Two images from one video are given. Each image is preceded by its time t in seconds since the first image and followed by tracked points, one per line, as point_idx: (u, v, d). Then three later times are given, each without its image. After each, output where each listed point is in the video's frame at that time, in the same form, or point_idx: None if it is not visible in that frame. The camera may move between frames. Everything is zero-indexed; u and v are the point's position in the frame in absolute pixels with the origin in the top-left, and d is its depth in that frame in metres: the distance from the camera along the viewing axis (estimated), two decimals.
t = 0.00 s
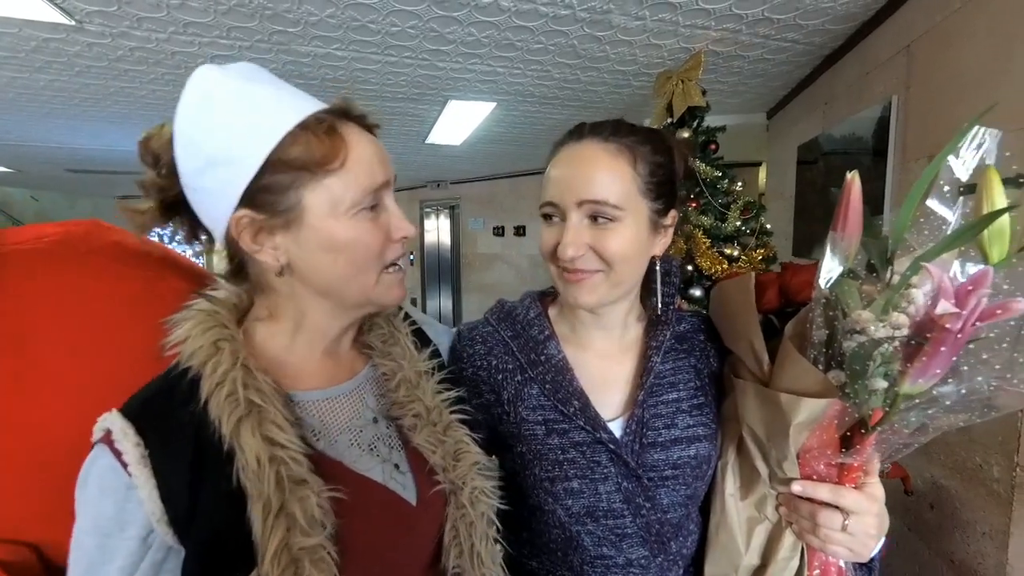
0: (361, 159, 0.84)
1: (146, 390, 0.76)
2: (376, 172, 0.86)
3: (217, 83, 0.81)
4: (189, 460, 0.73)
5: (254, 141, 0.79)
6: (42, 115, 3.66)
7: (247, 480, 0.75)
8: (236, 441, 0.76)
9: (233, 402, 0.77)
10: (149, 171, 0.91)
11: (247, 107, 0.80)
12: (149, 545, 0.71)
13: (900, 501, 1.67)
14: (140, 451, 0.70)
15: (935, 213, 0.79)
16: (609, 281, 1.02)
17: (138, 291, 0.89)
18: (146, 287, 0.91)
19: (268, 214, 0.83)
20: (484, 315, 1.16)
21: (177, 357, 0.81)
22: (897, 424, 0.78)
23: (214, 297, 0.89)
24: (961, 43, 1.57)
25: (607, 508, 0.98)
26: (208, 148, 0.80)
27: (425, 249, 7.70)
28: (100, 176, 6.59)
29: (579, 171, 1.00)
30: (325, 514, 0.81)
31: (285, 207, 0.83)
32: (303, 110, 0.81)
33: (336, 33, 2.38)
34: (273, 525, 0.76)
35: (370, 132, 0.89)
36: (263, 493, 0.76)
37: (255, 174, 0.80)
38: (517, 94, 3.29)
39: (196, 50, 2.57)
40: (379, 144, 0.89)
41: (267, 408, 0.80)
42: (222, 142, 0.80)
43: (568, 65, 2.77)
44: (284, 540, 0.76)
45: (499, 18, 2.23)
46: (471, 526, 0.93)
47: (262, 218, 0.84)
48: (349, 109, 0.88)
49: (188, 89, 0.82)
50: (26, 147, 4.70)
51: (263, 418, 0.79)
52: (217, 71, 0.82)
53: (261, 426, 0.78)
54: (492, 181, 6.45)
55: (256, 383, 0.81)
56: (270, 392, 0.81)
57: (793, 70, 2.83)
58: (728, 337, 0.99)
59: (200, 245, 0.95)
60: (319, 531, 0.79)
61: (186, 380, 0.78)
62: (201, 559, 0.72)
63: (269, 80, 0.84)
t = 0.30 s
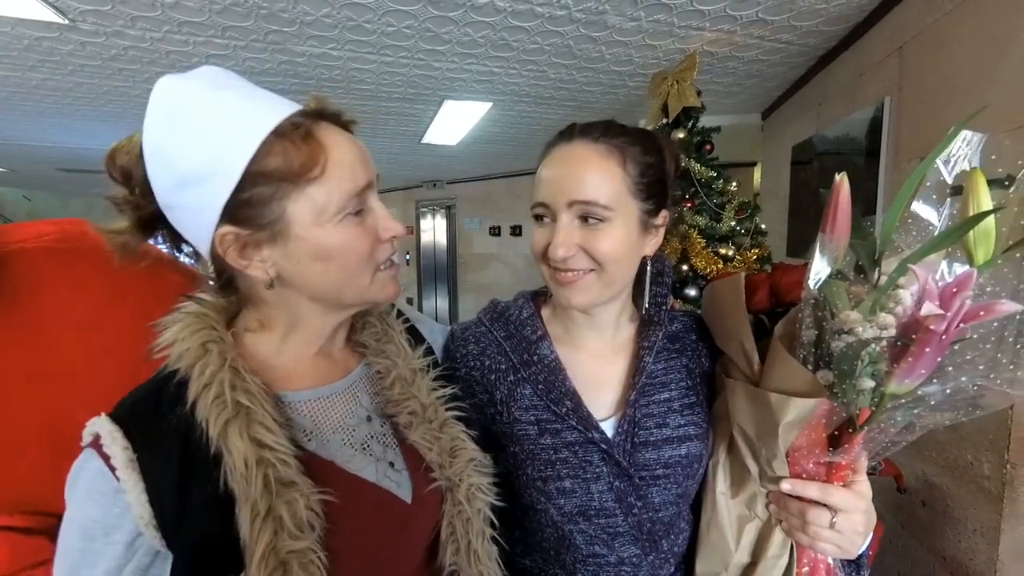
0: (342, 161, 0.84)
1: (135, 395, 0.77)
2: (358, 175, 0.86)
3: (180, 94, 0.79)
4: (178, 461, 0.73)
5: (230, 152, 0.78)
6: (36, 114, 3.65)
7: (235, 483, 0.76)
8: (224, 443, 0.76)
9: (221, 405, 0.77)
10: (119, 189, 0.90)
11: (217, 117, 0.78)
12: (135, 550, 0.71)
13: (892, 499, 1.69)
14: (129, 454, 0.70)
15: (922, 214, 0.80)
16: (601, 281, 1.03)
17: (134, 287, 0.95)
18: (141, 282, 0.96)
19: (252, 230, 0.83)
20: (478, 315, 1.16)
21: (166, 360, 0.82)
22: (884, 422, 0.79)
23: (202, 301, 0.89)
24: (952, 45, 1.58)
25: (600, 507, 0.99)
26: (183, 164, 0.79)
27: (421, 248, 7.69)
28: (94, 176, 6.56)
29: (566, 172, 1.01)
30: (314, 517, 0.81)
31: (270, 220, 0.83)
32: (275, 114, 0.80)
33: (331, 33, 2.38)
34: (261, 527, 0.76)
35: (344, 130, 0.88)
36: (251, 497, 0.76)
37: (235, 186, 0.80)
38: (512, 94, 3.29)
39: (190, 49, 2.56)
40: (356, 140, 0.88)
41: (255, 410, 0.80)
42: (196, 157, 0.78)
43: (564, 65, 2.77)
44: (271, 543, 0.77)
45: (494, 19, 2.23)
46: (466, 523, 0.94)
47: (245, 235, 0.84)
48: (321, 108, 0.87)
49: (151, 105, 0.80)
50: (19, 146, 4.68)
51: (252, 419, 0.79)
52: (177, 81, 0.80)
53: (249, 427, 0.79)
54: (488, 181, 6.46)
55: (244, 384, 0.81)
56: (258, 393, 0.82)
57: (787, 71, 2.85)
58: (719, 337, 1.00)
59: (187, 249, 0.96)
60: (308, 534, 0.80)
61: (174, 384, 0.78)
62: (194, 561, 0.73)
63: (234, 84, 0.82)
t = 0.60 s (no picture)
0: (345, 161, 0.84)
1: (142, 392, 0.77)
2: (362, 175, 0.85)
3: (178, 95, 0.79)
4: (187, 460, 0.73)
5: (231, 153, 0.78)
6: (32, 112, 3.64)
7: (246, 479, 0.76)
8: (233, 440, 0.77)
9: (230, 402, 0.78)
10: (115, 185, 0.89)
11: (216, 118, 0.78)
12: (147, 547, 0.72)
13: (890, 497, 1.69)
14: (138, 452, 0.71)
15: (917, 213, 0.80)
16: (598, 281, 1.03)
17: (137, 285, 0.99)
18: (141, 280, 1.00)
19: (257, 230, 0.83)
20: (477, 314, 1.17)
21: (172, 358, 0.82)
22: (883, 421, 0.79)
23: (206, 299, 0.89)
24: (950, 46, 1.58)
25: (598, 505, 0.99)
26: (183, 166, 0.79)
27: (419, 248, 7.68)
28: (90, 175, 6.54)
29: (562, 172, 1.01)
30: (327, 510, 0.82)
31: (275, 222, 0.83)
32: (275, 114, 0.79)
33: (330, 31, 2.37)
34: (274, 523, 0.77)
35: (346, 129, 0.87)
36: (261, 493, 0.76)
37: (237, 188, 0.80)
38: (511, 93, 3.29)
39: (189, 48, 2.56)
40: (359, 138, 0.88)
41: (263, 406, 0.81)
42: (196, 159, 0.78)
43: (563, 65, 2.77)
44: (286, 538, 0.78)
45: (493, 18, 2.23)
46: (472, 518, 0.95)
47: (249, 235, 0.83)
48: (322, 107, 0.87)
49: (150, 106, 0.80)
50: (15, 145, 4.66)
51: (260, 416, 0.80)
52: (174, 82, 0.80)
53: (258, 424, 0.79)
54: (486, 181, 6.46)
55: (252, 382, 0.81)
56: (266, 390, 0.82)
57: (785, 71, 2.85)
58: (718, 336, 1.00)
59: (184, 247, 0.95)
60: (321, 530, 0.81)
61: (182, 382, 0.78)
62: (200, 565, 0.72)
63: (232, 83, 0.81)
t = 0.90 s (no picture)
0: (353, 180, 0.83)
1: (149, 394, 0.77)
2: (368, 193, 0.85)
3: (189, 101, 0.77)
4: (194, 460, 0.74)
5: (240, 166, 0.77)
6: (31, 113, 3.63)
7: (251, 481, 0.77)
8: (238, 442, 0.77)
9: (235, 404, 0.78)
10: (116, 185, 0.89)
11: (227, 129, 0.77)
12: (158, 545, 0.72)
13: (890, 497, 1.69)
14: (146, 453, 0.71)
15: (919, 216, 0.80)
16: (598, 281, 1.03)
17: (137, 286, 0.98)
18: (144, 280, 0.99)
19: (260, 244, 0.83)
20: (479, 314, 1.16)
21: (178, 361, 0.83)
22: (885, 424, 0.79)
23: (209, 301, 0.89)
24: (949, 47, 1.58)
25: (599, 505, 0.99)
26: (191, 174, 0.78)
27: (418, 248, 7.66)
28: (88, 176, 6.52)
29: (563, 173, 1.01)
30: (330, 515, 0.84)
31: (279, 237, 0.82)
32: (286, 127, 0.78)
33: (330, 33, 2.37)
34: (279, 523, 0.78)
35: (357, 143, 0.86)
36: (266, 494, 0.77)
37: (244, 200, 0.79)
38: (510, 94, 3.29)
39: (188, 49, 2.55)
40: (368, 152, 0.87)
41: (268, 408, 0.81)
42: (205, 169, 0.78)
43: (563, 66, 2.77)
44: (291, 537, 0.78)
45: (493, 19, 2.23)
46: (475, 517, 0.95)
47: (251, 247, 0.84)
48: (332, 119, 0.86)
49: (161, 110, 0.79)
50: (14, 146, 4.66)
51: (264, 418, 0.81)
52: (187, 86, 0.78)
53: (263, 426, 0.80)
54: (486, 181, 6.46)
55: (256, 384, 0.82)
56: (270, 393, 0.83)
57: (784, 72, 2.85)
58: (720, 337, 1.00)
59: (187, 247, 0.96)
60: (325, 530, 0.82)
61: (188, 384, 0.79)
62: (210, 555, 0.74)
63: (245, 90, 0.79)
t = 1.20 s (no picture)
0: (343, 175, 0.83)
1: (161, 389, 0.78)
2: (363, 187, 0.85)
3: (175, 111, 0.77)
4: (209, 452, 0.75)
5: (232, 172, 0.77)
6: (32, 113, 3.64)
7: (264, 473, 0.78)
8: (251, 436, 0.79)
9: (247, 400, 0.80)
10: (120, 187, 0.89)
11: (216, 136, 0.77)
12: (180, 534, 0.74)
13: (891, 498, 1.70)
14: (161, 448, 0.73)
15: (919, 216, 0.81)
16: (601, 282, 1.03)
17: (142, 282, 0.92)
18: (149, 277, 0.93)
19: (259, 249, 0.84)
20: (482, 314, 1.17)
21: (187, 359, 0.84)
22: (885, 423, 0.79)
23: (215, 300, 0.90)
24: (949, 47, 1.59)
25: (602, 504, 1.00)
26: (185, 183, 0.79)
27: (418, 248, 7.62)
28: (89, 176, 6.53)
29: (564, 174, 1.01)
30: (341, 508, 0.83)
31: (277, 240, 0.83)
32: (273, 130, 0.78)
33: (330, 33, 2.38)
34: (293, 513, 0.78)
35: (344, 137, 0.86)
36: (280, 486, 0.78)
37: (240, 206, 0.80)
38: (510, 94, 3.29)
39: (189, 49, 2.56)
40: (358, 146, 0.87)
41: (278, 404, 0.83)
42: (200, 178, 0.78)
43: (563, 66, 2.78)
44: (304, 528, 0.78)
45: (493, 19, 2.23)
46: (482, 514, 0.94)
47: (252, 253, 0.84)
48: (317, 117, 0.85)
49: (149, 120, 0.79)
50: (14, 146, 4.66)
51: (275, 413, 0.82)
52: (172, 97, 0.78)
53: (274, 420, 0.81)
54: (486, 181, 6.47)
55: (266, 380, 0.83)
56: (280, 389, 0.84)
57: (784, 72, 2.86)
58: (721, 337, 1.00)
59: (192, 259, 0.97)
60: (336, 522, 0.81)
61: (200, 381, 0.80)
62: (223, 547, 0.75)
63: (228, 95, 0.79)
